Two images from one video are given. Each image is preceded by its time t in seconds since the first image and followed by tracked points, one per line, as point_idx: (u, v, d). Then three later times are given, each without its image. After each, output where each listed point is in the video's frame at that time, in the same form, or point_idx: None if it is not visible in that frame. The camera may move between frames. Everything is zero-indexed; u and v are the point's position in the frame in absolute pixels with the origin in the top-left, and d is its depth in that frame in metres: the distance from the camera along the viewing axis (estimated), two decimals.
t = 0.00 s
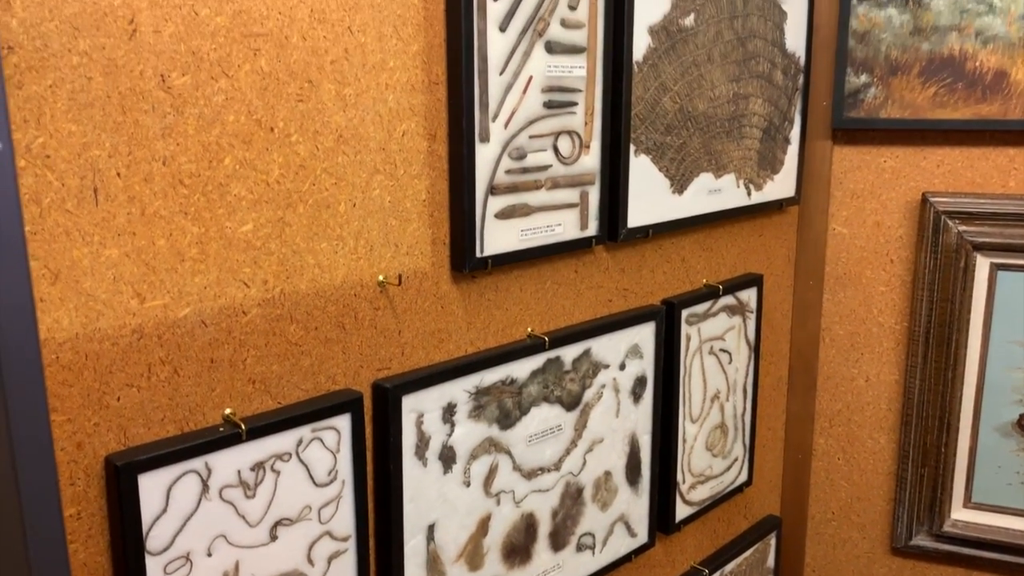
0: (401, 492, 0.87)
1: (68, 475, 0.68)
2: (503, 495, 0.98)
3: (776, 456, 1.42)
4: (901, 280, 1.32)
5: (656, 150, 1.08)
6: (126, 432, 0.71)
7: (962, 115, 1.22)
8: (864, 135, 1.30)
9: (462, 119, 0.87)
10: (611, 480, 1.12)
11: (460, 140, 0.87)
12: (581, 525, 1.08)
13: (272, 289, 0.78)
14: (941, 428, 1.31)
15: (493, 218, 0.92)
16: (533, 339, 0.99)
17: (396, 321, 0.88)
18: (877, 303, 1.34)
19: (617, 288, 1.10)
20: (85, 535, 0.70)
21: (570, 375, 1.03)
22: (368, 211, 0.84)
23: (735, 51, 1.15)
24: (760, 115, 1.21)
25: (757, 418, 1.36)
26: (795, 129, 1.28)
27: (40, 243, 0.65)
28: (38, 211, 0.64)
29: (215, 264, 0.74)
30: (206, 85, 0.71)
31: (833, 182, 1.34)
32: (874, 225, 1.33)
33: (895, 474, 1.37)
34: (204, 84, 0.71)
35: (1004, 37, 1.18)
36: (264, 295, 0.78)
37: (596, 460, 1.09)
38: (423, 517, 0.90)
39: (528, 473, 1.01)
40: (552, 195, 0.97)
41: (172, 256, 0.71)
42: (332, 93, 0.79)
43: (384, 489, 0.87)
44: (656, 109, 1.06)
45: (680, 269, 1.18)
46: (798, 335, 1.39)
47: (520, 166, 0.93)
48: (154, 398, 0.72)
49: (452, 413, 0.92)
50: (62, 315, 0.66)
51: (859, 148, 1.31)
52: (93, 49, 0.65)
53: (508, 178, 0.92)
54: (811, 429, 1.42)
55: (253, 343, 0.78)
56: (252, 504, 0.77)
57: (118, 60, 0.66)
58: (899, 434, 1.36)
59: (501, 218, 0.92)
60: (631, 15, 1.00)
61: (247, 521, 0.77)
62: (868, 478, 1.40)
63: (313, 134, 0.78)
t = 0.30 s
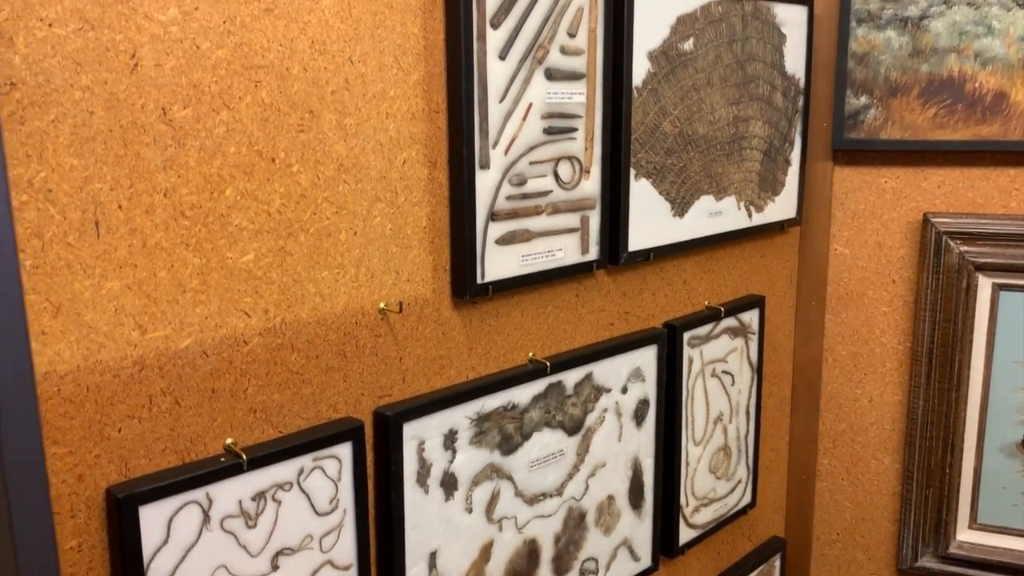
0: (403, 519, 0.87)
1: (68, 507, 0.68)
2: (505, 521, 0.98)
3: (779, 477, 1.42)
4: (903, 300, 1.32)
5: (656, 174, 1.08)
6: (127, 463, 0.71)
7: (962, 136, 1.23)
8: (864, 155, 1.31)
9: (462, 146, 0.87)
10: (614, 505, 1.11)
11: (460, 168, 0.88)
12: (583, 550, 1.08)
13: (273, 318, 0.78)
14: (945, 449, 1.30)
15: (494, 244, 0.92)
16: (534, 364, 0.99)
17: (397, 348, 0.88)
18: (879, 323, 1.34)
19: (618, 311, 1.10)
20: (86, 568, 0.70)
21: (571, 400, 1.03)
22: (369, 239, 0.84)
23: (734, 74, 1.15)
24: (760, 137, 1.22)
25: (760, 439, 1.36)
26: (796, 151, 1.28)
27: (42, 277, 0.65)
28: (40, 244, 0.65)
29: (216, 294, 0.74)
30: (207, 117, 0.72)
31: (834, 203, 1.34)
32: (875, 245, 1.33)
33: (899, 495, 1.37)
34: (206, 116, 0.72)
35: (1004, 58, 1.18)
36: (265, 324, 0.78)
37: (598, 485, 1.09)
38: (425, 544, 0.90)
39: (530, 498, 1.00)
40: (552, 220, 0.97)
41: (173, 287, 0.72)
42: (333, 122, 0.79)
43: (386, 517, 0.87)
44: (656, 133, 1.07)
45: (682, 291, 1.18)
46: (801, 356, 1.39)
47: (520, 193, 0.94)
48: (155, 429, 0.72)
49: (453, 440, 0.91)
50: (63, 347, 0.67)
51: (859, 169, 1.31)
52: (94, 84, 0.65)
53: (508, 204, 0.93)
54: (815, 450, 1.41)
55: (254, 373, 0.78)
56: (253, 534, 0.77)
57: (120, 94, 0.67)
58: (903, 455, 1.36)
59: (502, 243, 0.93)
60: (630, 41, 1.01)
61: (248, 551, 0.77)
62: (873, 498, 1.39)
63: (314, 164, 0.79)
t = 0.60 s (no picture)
0: (402, 549, 0.87)
1: (66, 543, 0.68)
2: (505, 550, 0.97)
3: (781, 500, 1.41)
4: (904, 323, 1.32)
5: (655, 200, 1.08)
6: (125, 498, 0.71)
7: (960, 159, 1.23)
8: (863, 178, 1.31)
9: (460, 177, 0.87)
10: (615, 531, 1.11)
11: (458, 197, 0.88)
12: None
13: (272, 350, 0.79)
14: (947, 472, 1.29)
15: (493, 273, 0.92)
16: (534, 391, 0.99)
17: (396, 378, 0.88)
18: (880, 346, 1.34)
19: (618, 337, 1.10)
20: None
21: (571, 427, 1.03)
22: (367, 269, 0.84)
23: (732, 100, 1.16)
24: (759, 161, 1.22)
25: (762, 463, 1.35)
26: (794, 175, 1.28)
27: (40, 314, 0.65)
28: (39, 281, 0.65)
29: (215, 328, 0.75)
30: (206, 152, 0.72)
31: (833, 226, 1.34)
32: (875, 268, 1.33)
33: (902, 518, 1.37)
34: (205, 151, 0.72)
35: (1001, 82, 1.19)
36: (263, 356, 0.78)
37: (599, 512, 1.08)
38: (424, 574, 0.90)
39: (530, 526, 1.00)
40: (550, 248, 0.98)
41: (171, 321, 0.72)
42: (331, 155, 0.80)
43: (385, 547, 0.87)
44: (654, 159, 1.07)
45: (682, 316, 1.18)
46: (802, 379, 1.39)
47: (518, 221, 0.94)
48: (153, 463, 0.72)
49: (452, 469, 0.91)
50: (62, 383, 0.67)
51: (858, 192, 1.32)
52: (93, 121, 0.66)
53: (506, 232, 0.93)
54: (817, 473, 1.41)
55: (253, 405, 0.78)
56: (251, 567, 0.77)
57: (119, 130, 0.67)
58: (905, 478, 1.35)
59: (500, 272, 0.93)
60: (627, 69, 1.01)
61: None
62: (876, 521, 1.39)
63: (313, 197, 0.79)
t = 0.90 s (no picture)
0: None
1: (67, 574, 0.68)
2: None
3: (785, 524, 1.41)
4: (906, 346, 1.32)
5: (656, 226, 1.09)
6: (127, 528, 0.71)
7: (961, 184, 1.23)
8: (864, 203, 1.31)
9: (463, 205, 0.88)
10: (617, 558, 1.11)
11: (461, 226, 0.88)
12: None
13: (274, 379, 0.79)
14: (952, 497, 1.29)
15: (495, 300, 0.92)
16: (536, 418, 0.99)
17: (398, 406, 0.88)
18: (883, 370, 1.34)
19: (620, 363, 1.10)
20: None
21: (574, 454, 1.03)
22: (370, 298, 0.85)
23: (733, 126, 1.16)
24: (760, 186, 1.22)
25: (765, 487, 1.35)
26: (796, 199, 1.29)
27: (44, 345, 0.65)
28: (43, 312, 0.65)
29: (218, 358, 0.75)
30: (210, 183, 0.73)
31: (835, 250, 1.34)
32: (877, 292, 1.33)
33: (907, 543, 1.36)
34: (209, 182, 0.73)
35: (1001, 107, 1.19)
36: (266, 386, 0.78)
37: (602, 538, 1.08)
38: None
39: (533, 554, 1.00)
40: (552, 274, 0.98)
41: (174, 351, 0.72)
42: (334, 185, 0.80)
43: None
44: (656, 185, 1.07)
45: (684, 341, 1.18)
46: (804, 403, 1.39)
47: (521, 248, 0.94)
48: (155, 494, 0.72)
49: (454, 498, 0.91)
50: (65, 415, 0.67)
51: (860, 216, 1.32)
52: (98, 154, 0.66)
53: (509, 259, 0.93)
54: (820, 498, 1.41)
55: (255, 434, 0.78)
56: None
57: (124, 163, 0.68)
58: (910, 503, 1.35)
59: (502, 298, 0.93)
60: (629, 97, 1.02)
61: None
62: (880, 546, 1.38)
63: (316, 226, 0.80)
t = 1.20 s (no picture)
0: None
1: None
2: None
3: (791, 555, 1.41)
4: (912, 377, 1.33)
5: (661, 259, 1.09)
6: (135, 566, 0.71)
7: (965, 216, 1.24)
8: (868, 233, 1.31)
9: (470, 241, 0.89)
10: None
11: (467, 261, 0.89)
12: None
13: (282, 416, 0.79)
14: (959, 529, 1.28)
15: (501, 334, 0.93)
16: (542, 452, 1.00)
17: (405, 441, 0.88)
18: (889, 400, 1.34)
19: (626, 395, 1.10)
20: None
21: (580, 487, 1.03)
22: (377, 333, 0.85)
23: (737, 159, 1.17)
24: (765, 218, 1.23)
25: (771, 518, 1.34)
26: (801, 230, 1.29)
27: (56, 385, 0.66)
28: (55, 352, 0.66)
29: (227, 395, 0.75)
30: (221, 223, 0.74)
31: (840, 280, 1.34)
32: (882, 322, 1.33)
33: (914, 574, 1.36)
34: (220, 222, 0.74)
35: (1004, 140, 1.21)
36: (274, 423, 0.79)
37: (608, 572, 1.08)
38: None
39: None
40: (558, 308, 0.98)
41: (184, 390, 0.73)
42: (343, 223, 0.81)
43: None
44: (660, 219, 1.08)
45: (689, 373, 1.18)
46: (810, 433, 1.38)
47: (527, 282, 0.95)
48: (163, 531, 0.73)
49: (461, 533, 0.91)
50: (75, 454, 0.67)
51: (865, 247, 1.32)
52: (112, 196, 0.67)
53: (515, 294, 0.94)
54: (826, 529, 1.40)
55: (263, 471, 0.78)
56: None
57: (136, 205, 0.69)
58: (917, 533, 1.35)
59: (509, 333, 0.93)
60: (634, 132, 1.03)
61: None
62: None
63: (324, 263, 0.80)
